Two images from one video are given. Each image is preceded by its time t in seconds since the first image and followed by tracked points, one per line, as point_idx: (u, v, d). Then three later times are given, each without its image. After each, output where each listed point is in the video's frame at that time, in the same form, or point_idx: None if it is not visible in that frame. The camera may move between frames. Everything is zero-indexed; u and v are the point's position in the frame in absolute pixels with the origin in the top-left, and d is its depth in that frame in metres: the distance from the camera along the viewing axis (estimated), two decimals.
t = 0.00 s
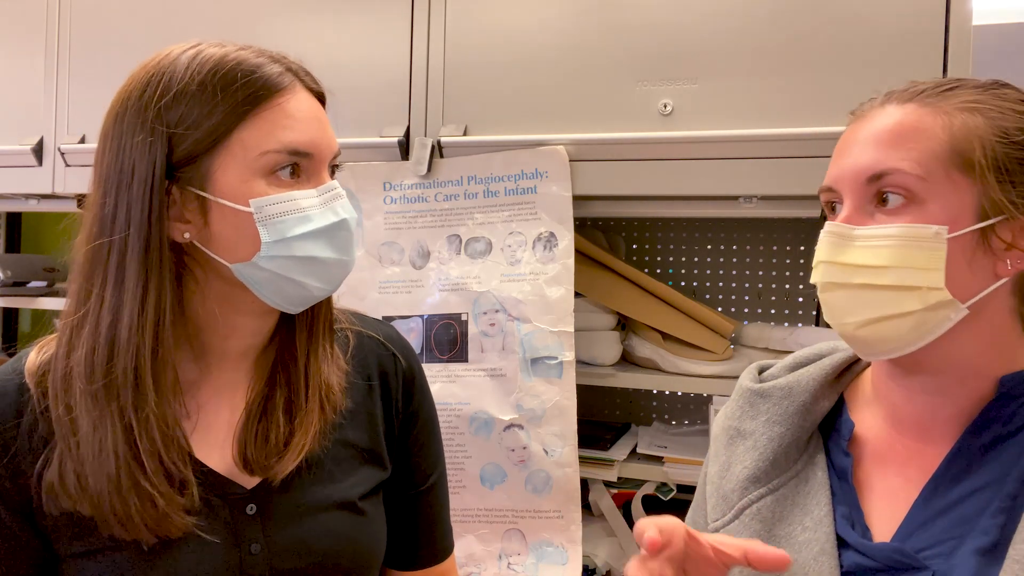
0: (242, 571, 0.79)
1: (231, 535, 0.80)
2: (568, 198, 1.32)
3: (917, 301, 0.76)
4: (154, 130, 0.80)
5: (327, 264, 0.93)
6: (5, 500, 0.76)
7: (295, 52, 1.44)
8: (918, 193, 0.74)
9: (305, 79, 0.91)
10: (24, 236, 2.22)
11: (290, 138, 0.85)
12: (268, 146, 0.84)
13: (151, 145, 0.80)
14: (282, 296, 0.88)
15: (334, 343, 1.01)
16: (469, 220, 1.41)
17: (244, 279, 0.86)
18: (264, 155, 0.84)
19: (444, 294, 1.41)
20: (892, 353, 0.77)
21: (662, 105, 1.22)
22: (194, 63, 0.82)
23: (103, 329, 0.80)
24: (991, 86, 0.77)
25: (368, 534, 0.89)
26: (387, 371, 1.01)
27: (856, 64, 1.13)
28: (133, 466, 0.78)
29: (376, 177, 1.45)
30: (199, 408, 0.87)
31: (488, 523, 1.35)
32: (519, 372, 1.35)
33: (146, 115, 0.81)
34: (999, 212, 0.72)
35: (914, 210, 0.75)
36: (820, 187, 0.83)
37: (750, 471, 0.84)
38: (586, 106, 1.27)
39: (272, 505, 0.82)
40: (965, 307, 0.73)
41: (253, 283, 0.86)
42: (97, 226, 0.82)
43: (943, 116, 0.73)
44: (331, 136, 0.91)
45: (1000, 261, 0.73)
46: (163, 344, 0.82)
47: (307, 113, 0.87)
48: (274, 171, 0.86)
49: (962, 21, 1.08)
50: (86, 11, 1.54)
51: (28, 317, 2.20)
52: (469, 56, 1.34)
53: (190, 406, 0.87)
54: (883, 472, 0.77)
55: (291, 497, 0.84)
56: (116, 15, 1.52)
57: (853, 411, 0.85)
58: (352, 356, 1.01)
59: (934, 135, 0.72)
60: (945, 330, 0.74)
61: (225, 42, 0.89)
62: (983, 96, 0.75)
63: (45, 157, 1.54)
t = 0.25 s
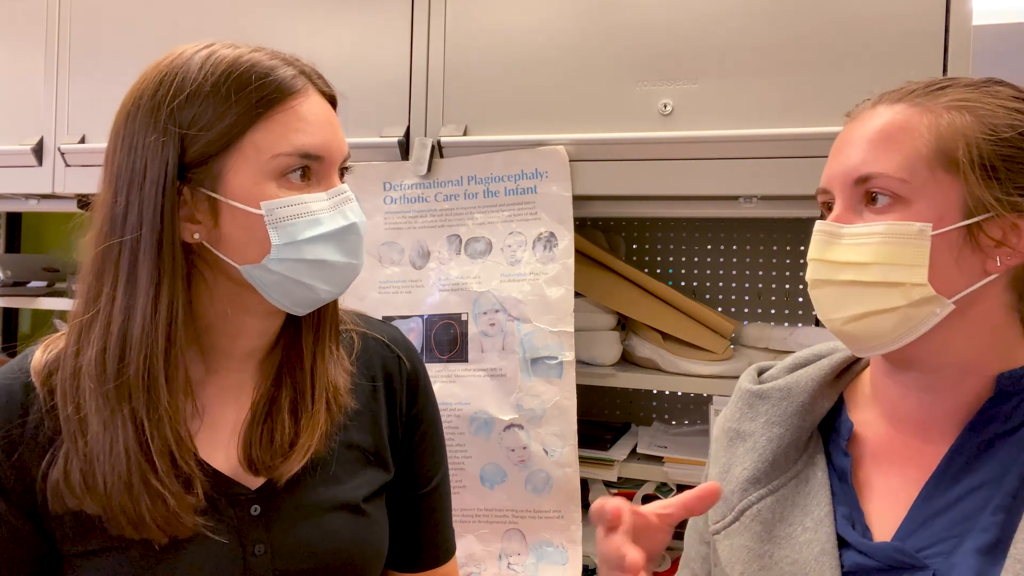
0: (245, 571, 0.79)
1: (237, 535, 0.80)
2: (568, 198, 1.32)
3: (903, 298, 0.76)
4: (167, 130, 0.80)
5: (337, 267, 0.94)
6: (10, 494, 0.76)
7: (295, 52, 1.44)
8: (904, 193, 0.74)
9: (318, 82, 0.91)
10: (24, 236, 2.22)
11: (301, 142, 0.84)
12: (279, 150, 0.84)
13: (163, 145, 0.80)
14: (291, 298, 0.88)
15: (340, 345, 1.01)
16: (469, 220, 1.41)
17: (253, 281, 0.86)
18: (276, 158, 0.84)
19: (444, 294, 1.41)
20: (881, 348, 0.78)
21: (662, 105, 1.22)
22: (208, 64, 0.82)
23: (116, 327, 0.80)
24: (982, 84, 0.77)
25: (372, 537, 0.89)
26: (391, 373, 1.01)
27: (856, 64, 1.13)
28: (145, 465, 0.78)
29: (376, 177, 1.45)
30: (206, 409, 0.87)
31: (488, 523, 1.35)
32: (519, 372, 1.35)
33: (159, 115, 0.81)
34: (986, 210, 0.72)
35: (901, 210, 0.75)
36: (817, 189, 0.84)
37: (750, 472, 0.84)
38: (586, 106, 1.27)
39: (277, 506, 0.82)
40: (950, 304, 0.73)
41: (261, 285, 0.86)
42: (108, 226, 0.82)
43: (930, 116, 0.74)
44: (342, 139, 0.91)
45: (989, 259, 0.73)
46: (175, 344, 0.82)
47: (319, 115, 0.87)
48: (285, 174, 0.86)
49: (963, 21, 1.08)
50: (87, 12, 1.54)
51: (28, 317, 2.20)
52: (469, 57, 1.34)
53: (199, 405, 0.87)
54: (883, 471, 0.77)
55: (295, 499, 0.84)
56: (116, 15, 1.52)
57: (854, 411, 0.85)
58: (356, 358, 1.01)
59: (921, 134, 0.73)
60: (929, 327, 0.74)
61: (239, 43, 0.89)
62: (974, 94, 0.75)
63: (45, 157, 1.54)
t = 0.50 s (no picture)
0: (248, 570, 0.79)
1: (238, 533, 0.80)
2: (568, 198, 1.32)
3: (919, 303, 0.75)
4: (172, 128, 0.81)
5: (334, 278, 0.93)
6: (14, 497, 0.75)
7: (295, 52, 1.44)
8: (917, 198, 0.74)
9: (329, 91, 0.90)
10: (24, 236, 2.22)
11: (305, 151, 0.84)
12: (282, 158, 0.83)
13: (167, 143, 0.80)
14: (280, 303, 0.88)
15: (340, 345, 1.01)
16: (469, 220, 1.41)
17: (246, 283, 0.86)
18: (278, 167, 0.84)
19: (444, 294, 1.41)
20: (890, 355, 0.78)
21: (662, 105, 1.22)
22: (222, 64, 0.82)
23: (117, 322, 0.80)
24: (986, 86, 0.77)
25: (373, 535, 0.89)
26: (392, 372, 1.01)
27: (856, 63, 1.13)
28: (147, 461, 0.78)
29: (376, 177, 1.45)
30: (208, 409, 0.87)
31: (488, 523, 1.35)
32: (519, 372, 1.35)
33: (166, 113, 0.81)
34: (998, 214, 0.72)
35: (914, 215, 0.75)
36: (819, 193, 0.83)
37: (754, 473, 0.84)
38: (585, 105, 1.27)
39: (279, 505, 0.82)
40: (966, 310, 0.73)
41: (254, 289, 0.86)
42: (110, 223, 0.82)
43: (933, 117, 0.73)
44: (346, 149, 0.90)
45: (1001, 262, 0.73)
46: (177, 341, 0.82)
47: (327, 126, 0.87)
48: (286, 183, 0.86)
49: (962, 21, 1.08)
50: (86, 12, 1.54)
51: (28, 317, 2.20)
52: (469, 56, 1.34)
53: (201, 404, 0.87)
54: (888, 472, 0.77)
55: (297, 498, 0.84)
56: (115, 15, 1.52)
57: (859, 412, 0.85)
58: (356, 357, 1.01)
59: (935, 136, 0.72)
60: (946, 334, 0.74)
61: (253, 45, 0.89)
62: (981, 96, 0.75)
63: (45, 157, 1.54)
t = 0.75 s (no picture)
0: (250, 571, 0.79)
1: (239, 533, 0.80)
2: (568, 198, 1.32)
3: (922, 314, 0.75)
4: (166, 125, 0.81)
5: (331, 270, 0.93)
6: (12, 501, 0.76)
7: (295, 52, 1.44)
8: (918, 205, 0.73)
9: (320, 85, 0.91)
10: (24, 236, 2.22)
11: (300, 142, 0.84)
12: (277, 150, 0.84)
13: (161, 139, 0.81)
14: (285, 300, 0.89)
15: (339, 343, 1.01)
16: (469, 220, 1.41)
17: (245, 279, 0.86)
18: (273, 159, 0.84)
19: (444, 294, 1.41)
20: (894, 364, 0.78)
21: (662, 105, 1.22)
22: (212, 61, 0.82)
23: (113, 318, 0.80)
24: (983, 87, 0.77)
25: (374, 535, 0.89)
26: (391, 372, 1.01)
27: (856, 63, 1.13)
28: (144, 454, 0.79)
29: (376, 177, 1.45)
30: (209, 409, 0.87)
31: (488, 523, 1.35)
32: (519, 372, 1.35)
33: (158, 109, 0.81)
34: (998, 219, 0.73)
35: (915, 222, 0.74)
36: (815, 199, 0.82)
37: (755, 474, 0.83)
38: (586, 105, 1.27)
39: (280, 506, 0.82)
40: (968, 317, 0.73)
41: (254, 284, 0.86)
42: (104, 218, 0.82)
43: (933, 123, 0.73)
44: (341, 143, 0.90)
45: (1000, 268, 0.74)
46: (173, 339, 0.82)
47: (320, 117, 0.87)
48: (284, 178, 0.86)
49: (962, 20, 1.08)
50: (86, 11, 1.54)
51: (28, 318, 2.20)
52: (469, 56, 1.34)
53: (201, 406, 0.87)
54: (887, 473, 0.77)
55: (299, 498, 0.84)
56: (115, 14, 1.52)
57: (857, 414, 0.85)
58: (356, 356, 1.01)
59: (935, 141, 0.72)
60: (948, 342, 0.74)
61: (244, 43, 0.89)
62: (976, 100, 0.75)
63: (45, 157, 1.54)
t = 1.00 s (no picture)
0: (247, 572, 0.79)
1: (237, 534, 0.80)
2: (568, 198, 1.32)
3: (949, 299, 0.74)
4: (157, 126, 0.80)
5: (327, 268, 0.94)
6: (9, 505, 0.76)
7: (295, 52, 1.44)
8: (942, 190, 0.72)
9: (311, 82, 0.91)
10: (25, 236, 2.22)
11: (296, 142, 0.85)
12: (273, 150, 0.84)
13: (153, 142, 0.80)
14: (281, 300, 0.89)
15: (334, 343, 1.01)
16: (469, 220, 1.41)
17: (241, 280, 0.86)
18: (268, 158, 0.84)
19: (444, 294, 1.41)
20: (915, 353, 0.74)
21: (662, 105, 1.22)
22: (202, 61, 0.82)
23: (106, 325, 0.80)
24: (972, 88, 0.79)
25: (370, 534, 0.89)
26: (387, 372, 1.01)
27: (856, 63, 1.13)
28: (138, 460, 0.78)
29: (376, 177, 1.45)
30: (204, 412, 0.88)
31: (488, 523, 1.35)
32: (519, 372, 1.35)
33: (149, 112, 0.80)
34: (1006, 209, 0.74)
35: (937, 208, 0.73)
36: (821, 190, 0.79)
37: (743, 476, 0.84)
38: (587, 105, 1.27)
39: (275, 507, 0.82)
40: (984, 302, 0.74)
41: (249, 285, 0.86)
42: (98, 224, 0.82)
43: (940, 116, 0.73)
44: (335, 141, 0.91)
45: (1004, 257, 0.75)
46: (167, 342, 0.82)
47: (312, 115, 0.87)
48: (275, 175, 0.86)
49: (962, 20, 1.08)
50: (86, 11, 1.54)
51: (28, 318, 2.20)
52: (469, 56, 1.34)
53: (195, 410, 0.87)
54: (875, 470, 0.77)
55: (293, 499, 0.84)
56: (115, 15, 1.52)
57: (845, 412, 0.85)
58: (350, 356, 1.01)
59: (950, 126, 0.72)
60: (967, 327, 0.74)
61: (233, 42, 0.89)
62: (975, 95, 0.77)
63: (45, 157, 1.54)
